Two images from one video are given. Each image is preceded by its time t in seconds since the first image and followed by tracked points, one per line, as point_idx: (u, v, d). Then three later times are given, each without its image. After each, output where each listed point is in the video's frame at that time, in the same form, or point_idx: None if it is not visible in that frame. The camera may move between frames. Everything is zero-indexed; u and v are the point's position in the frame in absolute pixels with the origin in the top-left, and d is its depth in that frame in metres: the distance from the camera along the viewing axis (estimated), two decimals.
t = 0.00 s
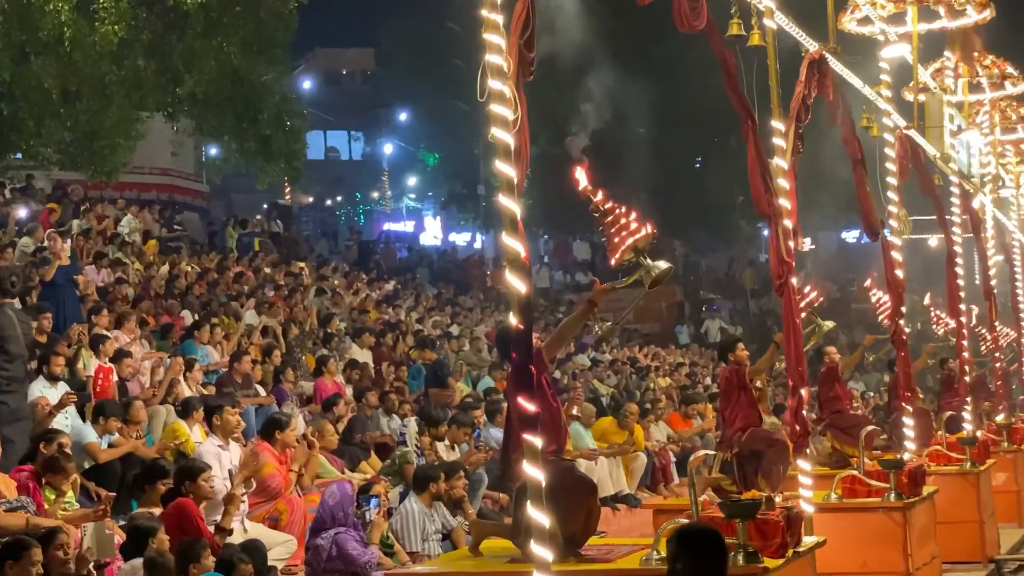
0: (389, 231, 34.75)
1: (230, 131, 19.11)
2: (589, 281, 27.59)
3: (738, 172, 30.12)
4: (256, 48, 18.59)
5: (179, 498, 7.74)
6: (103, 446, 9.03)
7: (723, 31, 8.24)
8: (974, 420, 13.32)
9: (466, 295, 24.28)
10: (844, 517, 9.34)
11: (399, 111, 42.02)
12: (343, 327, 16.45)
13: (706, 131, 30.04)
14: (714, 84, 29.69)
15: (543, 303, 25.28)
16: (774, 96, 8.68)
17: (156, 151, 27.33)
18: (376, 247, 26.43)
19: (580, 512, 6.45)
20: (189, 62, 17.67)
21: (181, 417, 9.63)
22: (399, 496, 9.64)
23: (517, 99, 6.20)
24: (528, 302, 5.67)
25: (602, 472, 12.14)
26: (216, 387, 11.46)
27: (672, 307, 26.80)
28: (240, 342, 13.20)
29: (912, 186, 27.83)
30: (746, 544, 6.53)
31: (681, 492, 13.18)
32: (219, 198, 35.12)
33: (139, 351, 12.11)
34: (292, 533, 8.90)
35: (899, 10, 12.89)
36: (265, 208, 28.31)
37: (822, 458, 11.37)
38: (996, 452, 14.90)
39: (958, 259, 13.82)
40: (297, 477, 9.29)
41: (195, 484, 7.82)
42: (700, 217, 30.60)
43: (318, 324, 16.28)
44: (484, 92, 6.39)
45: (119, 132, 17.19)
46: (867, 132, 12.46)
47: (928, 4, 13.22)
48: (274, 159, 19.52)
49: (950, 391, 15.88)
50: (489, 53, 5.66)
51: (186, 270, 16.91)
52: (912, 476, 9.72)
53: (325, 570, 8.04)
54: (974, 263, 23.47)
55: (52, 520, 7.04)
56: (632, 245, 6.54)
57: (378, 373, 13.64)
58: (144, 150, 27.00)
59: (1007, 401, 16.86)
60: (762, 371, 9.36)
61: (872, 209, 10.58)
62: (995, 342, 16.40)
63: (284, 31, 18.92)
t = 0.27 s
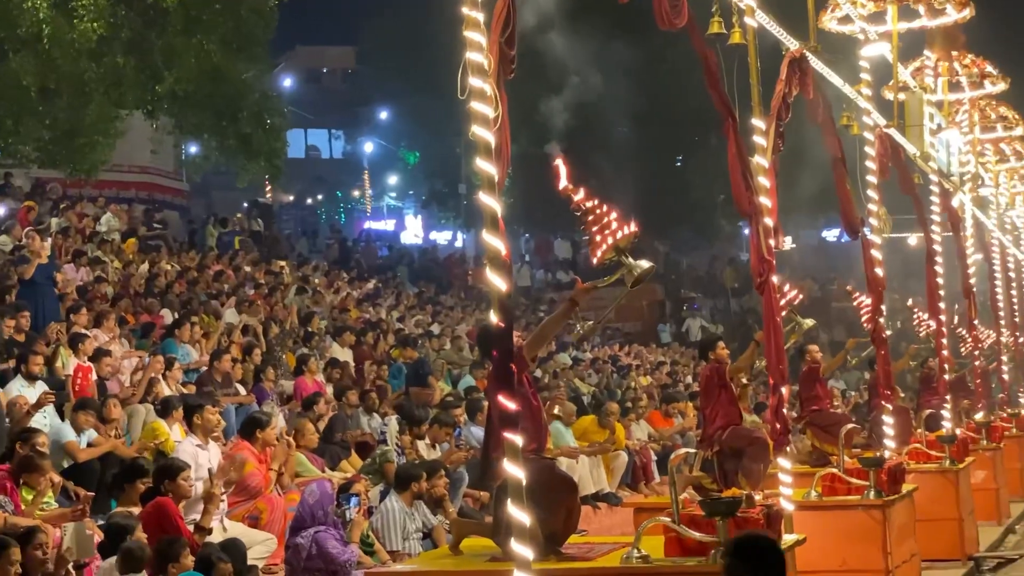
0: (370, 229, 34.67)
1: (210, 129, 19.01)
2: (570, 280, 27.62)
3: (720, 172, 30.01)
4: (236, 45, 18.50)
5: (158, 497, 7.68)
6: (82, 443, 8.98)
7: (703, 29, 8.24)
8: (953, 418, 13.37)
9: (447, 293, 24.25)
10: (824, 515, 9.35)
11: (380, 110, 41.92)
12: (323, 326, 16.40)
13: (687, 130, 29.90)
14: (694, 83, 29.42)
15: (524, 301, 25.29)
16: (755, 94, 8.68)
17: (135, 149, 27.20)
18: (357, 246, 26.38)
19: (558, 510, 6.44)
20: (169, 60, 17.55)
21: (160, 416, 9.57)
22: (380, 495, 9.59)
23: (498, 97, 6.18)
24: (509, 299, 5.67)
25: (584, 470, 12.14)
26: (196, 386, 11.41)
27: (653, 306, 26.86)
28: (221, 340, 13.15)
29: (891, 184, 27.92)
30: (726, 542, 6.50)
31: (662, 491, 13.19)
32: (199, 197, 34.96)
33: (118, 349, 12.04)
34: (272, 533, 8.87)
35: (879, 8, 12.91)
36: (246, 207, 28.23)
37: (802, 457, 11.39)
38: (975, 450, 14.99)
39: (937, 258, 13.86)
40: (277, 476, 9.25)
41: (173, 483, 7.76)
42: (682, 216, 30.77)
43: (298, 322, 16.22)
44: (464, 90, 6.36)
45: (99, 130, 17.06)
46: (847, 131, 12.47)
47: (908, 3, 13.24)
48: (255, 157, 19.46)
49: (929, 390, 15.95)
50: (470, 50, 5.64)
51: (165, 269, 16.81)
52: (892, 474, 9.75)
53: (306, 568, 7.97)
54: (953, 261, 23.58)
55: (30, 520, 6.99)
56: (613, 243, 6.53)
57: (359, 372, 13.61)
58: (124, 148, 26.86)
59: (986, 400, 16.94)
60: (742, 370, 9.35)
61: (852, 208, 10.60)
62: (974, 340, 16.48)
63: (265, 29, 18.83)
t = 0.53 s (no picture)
0: (344, 227, 34.59)
1: (183, 125, 18.92)
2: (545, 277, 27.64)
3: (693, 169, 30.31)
4: (209, 41, 18.38)
5: (130, 495, 7.76)
6: (52, 441, 8.92)
7: (677, 28, 8.26)
8: (924, 415, 13.47)
9: (421, 291, 24.22)
10: (796, 512, 9.39)
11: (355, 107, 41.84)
12: (296, 323, 16.35)
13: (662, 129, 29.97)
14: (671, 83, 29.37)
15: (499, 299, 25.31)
16: (728, 92, 8.70)
17: (108, 145, 27.04)
18: (331, 243, 26.32)
19: (531, 508, 6.43)
20: (141, 55, 17.43)
21: (131, 413, 9.51)
22: (353, 493, 9.57)
23: (470, 94, 6.18)
24: (480, 297, 5.66)
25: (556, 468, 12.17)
26: (168, 383, 11.35)
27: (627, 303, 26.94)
28: (193, 337, 13.11)
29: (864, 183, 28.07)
30: (698, 539, 6.51)
31: (635, 488, 13.24)
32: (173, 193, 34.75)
33: (89, 346, 11.96)
34: (244, 531, 8.81)
35: (851, 7, 12.96)
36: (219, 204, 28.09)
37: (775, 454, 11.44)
38: (946, 447, 15.12)
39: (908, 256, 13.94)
40: (249, 473, 9.19)
41: (145, 481, 7.85)
42: (653, 214, 31.03)
43: (271, 319, 16.16)
44: (436, 87, 6.35)
45: (70, 126, 17.01)
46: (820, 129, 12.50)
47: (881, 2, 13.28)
48: (227, 154, 19.44)
49: (900, 386, 16.07)
50: (441, 47, 5.63)
51: (137, 266, 16.70)
52: (862, 470, 9.81)
53: (277, 566, 7.93)
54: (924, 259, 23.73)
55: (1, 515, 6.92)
56: (588, 242, 6.54)
57: (332, 369, 13.58)
58: (96, 144, 26.70)
59: (957, 396, 17.08)
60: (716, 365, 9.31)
61: (824, 206, 10.65)
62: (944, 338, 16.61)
63: (237, 25, 18.71)
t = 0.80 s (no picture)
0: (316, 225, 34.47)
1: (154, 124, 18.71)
2: (517, 277, 27.64)
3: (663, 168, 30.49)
4: (180, 39, 18.25)
5: (96, 495, 7.63)
6: (18, 440, 8.83)
7: (649, 28, 8.26)
8: (892, 415, 13.55)
9: (393, 290, 24.14)
10: (765, 512, 9.41)
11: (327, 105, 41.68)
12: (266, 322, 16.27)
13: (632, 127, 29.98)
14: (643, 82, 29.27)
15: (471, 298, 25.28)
16: (699, 93, 8.72)
17: (77, 142, 26.82)
18: (303, 242, 26.21)
19: (501, 507, 6.41)
20: (111, 52, 17.32)
21: (98, 413, 9.43)
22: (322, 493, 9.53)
23: (440, 94, 6.14)
24: (450, 296, 5.61)
25: (526, 468, 12.24)
26: (136, 382, 11.26)
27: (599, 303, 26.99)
28: (162, 335, 13.01)
29: (835, 184, 28.22)
30: (666, 539, 6.50)
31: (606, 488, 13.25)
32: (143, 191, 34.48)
33: (57, 345, 11.85)
34: (212, 531, 8.73)
35: (822, 8, 12.99)
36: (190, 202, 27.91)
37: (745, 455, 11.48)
38: (915, 447, 15.23)
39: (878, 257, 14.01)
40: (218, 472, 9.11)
41: (110, 481, 7.71)
42: (623, 212, 31.31)
43: (241, 318, 16.06)
44: (405, 86, 6.30)
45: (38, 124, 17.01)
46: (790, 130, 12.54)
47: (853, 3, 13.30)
48: (199, 153, 19.22)
49: (870, 387, 16.16)
50: (411, 46, 5.58)
51: (106, 264, 16.57)
52: (831, 470, 9.83)
53: (246, 566, 7.88)
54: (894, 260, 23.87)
55: None
56: (560, 243, 6.53)
57: (302, 368, 13.50)
58: (65, 141, 26.49)
59: (925, 397, 17.21)
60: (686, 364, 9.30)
61: (794, 207, 10.68)
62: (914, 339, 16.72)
63: (209, 22, 18.58)
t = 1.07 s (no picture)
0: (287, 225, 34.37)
1: (122, 123, 18.58)
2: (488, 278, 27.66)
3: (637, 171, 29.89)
4: (149, 37, 18.15)
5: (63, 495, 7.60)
6: None
7: (620, 31, 8.27)
8: (860, 417, 13.65)
9: (363, 290, 24.10)
10: (733, 513, 9.45)
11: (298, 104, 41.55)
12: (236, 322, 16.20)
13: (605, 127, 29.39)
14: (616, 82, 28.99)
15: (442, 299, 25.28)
16: (669, 96, 8.74)
17: (45, 140, 26.63)
18: (273, 241, 26.11)
19: (469, 507, 6.40)
20: (81, 51, 17.22)
21: (66, 412, 9.35)
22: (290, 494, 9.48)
23: (411, 94, 6.12)
24: (419, 297, 5.60)
25: (495, 469, 12.30)
26: (105, 381, 11.18)
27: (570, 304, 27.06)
28: (130, 335, 12.93)
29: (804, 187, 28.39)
30: (635, 540, 6.51)
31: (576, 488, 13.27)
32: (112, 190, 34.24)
33: (24, 344, 11.75)
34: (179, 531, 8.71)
35: (792, 12, 13.08)
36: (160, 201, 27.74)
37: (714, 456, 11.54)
38: (882, 449, 15.35)
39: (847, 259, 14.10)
40: (185, 473, 9.10)
41: (78, 481, 7.69)
42: (596, 214, 30.94)
43: (210, 318, 15.97)
44: (376, 86, 6.29)
45: (7, 121, 16.78)
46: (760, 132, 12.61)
47: (821, 7, 13.39)
48: (168, 152, 19.13)
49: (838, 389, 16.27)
50: (383, 46, 5.56)
51: (74, 263, 16.45)
52: (799, 471, 9.87)
53: (213, 566, 7.83)
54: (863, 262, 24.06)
55: None
56: (533, 252, 6.48)
57: (272, 369, 13.45)
58: (33, 139, 26.28)
59: (892, 398, 17.35)
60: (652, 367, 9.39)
61: (764, 210, 10.72)
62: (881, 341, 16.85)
63: (179, 20, 18.50)
